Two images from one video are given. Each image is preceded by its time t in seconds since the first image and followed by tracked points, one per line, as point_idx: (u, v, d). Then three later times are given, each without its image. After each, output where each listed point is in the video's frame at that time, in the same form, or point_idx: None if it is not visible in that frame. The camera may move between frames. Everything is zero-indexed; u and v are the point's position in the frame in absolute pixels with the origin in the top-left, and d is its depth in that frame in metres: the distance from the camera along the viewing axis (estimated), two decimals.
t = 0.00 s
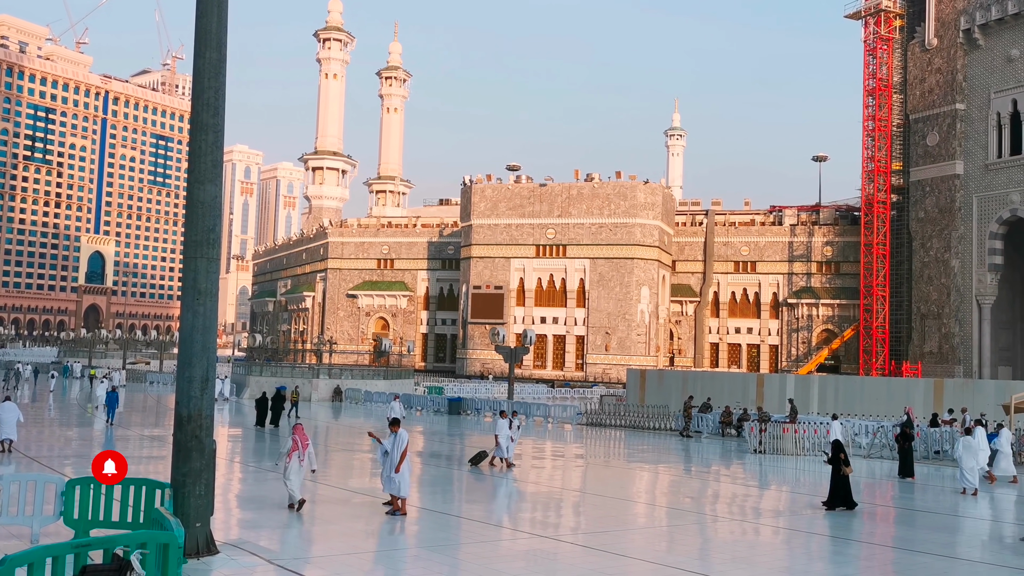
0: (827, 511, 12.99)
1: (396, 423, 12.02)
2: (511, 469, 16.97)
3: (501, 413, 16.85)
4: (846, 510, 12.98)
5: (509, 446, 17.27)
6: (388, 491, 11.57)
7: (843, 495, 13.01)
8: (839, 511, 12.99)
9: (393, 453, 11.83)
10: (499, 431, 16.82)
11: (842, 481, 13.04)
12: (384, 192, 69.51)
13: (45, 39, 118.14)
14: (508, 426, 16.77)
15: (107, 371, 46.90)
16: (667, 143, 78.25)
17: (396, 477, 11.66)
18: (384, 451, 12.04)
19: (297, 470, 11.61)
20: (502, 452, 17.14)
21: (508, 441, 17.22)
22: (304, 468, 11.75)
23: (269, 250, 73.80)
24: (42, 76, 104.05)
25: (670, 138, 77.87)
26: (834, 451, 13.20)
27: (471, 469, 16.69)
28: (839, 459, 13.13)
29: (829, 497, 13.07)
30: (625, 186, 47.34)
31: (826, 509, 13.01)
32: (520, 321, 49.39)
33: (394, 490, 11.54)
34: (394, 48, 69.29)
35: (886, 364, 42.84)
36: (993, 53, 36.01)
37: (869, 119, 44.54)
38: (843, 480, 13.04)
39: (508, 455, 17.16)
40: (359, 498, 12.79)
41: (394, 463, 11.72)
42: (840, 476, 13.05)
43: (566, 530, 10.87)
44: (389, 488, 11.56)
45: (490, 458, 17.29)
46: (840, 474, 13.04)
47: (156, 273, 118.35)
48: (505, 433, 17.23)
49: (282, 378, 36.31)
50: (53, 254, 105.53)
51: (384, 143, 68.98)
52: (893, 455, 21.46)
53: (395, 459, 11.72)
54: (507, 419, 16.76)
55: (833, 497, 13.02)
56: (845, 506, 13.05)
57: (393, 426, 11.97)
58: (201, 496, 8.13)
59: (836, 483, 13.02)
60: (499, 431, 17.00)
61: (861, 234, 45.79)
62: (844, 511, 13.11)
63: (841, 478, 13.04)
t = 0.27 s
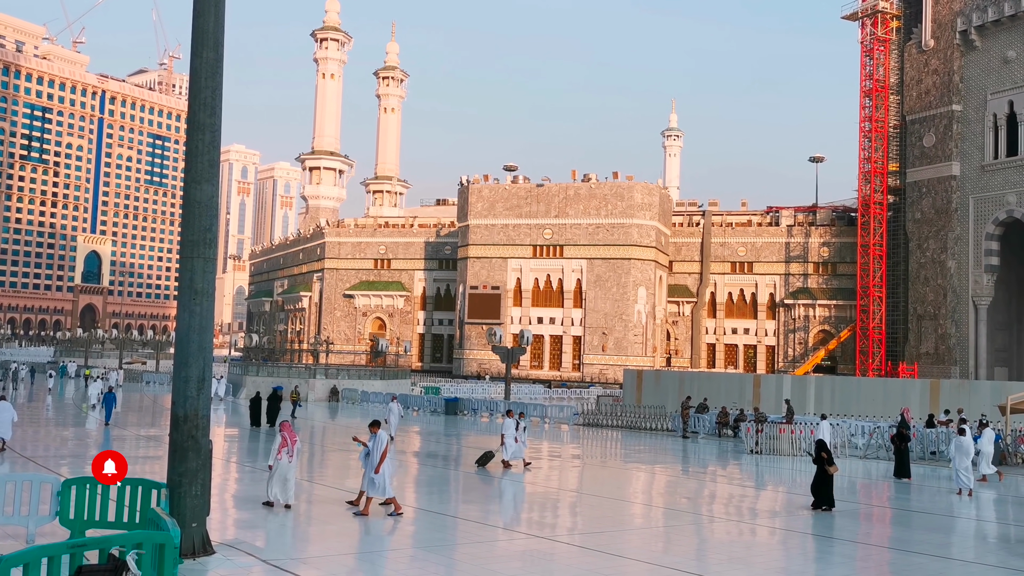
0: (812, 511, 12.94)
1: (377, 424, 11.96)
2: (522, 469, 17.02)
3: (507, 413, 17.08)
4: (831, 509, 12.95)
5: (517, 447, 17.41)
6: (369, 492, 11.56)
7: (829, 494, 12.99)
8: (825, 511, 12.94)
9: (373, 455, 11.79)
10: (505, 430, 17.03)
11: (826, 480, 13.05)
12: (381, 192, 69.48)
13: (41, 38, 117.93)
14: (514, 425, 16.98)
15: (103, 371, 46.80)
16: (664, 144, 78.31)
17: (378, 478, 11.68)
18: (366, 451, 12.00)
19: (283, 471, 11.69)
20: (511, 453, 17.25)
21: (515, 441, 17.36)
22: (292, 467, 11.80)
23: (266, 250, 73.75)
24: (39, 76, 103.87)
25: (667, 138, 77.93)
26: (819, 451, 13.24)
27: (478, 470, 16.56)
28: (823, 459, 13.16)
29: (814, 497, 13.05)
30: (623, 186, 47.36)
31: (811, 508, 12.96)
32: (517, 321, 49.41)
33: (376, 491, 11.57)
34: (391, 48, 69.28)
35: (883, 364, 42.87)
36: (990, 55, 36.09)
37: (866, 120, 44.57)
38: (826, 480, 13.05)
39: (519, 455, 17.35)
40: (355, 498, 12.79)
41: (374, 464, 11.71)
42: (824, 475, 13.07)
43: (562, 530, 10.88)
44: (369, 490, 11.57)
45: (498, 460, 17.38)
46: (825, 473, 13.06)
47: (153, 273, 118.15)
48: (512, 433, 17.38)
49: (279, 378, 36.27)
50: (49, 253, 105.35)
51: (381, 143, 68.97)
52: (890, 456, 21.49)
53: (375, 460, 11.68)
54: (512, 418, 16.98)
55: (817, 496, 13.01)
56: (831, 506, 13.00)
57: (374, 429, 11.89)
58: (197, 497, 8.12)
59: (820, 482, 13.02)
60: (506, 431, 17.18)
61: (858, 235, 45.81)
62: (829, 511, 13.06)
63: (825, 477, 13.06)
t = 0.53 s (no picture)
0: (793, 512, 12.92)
1: (356, 423, 11.99)
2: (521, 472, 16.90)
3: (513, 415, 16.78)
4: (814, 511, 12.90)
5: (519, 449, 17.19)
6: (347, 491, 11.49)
7: (810, 494, 12.96)
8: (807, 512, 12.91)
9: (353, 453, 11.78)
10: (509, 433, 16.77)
11: (807, 481, 13.02)
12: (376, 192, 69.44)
13: (36, 37, 117.57)
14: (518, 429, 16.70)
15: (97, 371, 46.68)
16: (659, 144, 78.37)
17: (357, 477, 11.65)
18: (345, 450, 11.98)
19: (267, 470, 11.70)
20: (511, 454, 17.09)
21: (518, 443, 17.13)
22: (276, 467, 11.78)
23: (261, 250, 73.64)
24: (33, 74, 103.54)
25: (662, 138, 77.99)
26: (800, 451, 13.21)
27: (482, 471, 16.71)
28: (803, 460, 13.13)
29: (796, 498, 13.01)
30: (618, 186, 47.39)
31: (792, 509, 12.93)
32: (512, 321, 49.41)
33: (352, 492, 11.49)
34: (387, 48, 69.23)
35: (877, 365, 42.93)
36: (984, 56, 36.20)
37: (860, 121, 44.63)
38: (808, 480, 13.02)
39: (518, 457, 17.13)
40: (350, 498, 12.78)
41: (353, 464, 11.67)
42: (805, 476, 13.05)
43: (557, 530, 10.90)
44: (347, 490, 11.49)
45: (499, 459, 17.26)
46: (806, 474, 13.03)
47: (147, 272, 117.91)
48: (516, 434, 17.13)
49: (274, 378, 36.23)
50: (44, 253, 105.10)
51: (376, 143, 68.93)
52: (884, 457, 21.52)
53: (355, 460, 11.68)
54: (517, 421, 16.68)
55: (799, 497, 12.98)
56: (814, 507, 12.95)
57: (352, 426, 11.92)
58: (191, 497, 8.11)
59: (802, 483, 13.00)
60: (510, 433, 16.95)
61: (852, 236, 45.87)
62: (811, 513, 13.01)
63: (806, 478, 13.03)
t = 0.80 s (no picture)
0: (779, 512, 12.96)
1: (336, 424, 11.69)
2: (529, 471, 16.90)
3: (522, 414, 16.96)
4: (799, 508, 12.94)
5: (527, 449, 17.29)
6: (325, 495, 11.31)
7: (794, 492, 12.98)
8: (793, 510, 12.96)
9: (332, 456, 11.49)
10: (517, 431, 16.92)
11: (792, 480, 13.06)
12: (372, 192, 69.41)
13: (30, 36, 117.33)
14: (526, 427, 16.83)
15: (92, 372, 46.62)
16: (655, 144, 78.41)
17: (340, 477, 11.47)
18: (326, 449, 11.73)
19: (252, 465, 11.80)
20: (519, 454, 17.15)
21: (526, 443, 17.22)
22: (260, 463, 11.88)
23: (256, 250, 73.58)
24: (28, 74, 103.32)
25: (658, 139, 78.04)
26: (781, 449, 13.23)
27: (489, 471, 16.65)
28: (785, 458, 13.15)
29: (781, 497, 13.05)
30: (614, 186, 47.40)
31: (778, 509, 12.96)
32: (508, 321, 49.39)
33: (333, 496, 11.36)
34: (382, 48, 69.21)
35: (872, 365, 42.99)
36: (979, 56, 36.29)
37: (856, 121, 44.69)
38: (792, 479, 13.05)
39: (526, 457, 17.18)
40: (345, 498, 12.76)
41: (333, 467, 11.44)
42: (788, 475, 13.07)
43: (553, 530, 10.89)
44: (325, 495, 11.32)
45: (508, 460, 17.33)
46: (789, 472, 13.07)
47: (143, 272, 117.69)
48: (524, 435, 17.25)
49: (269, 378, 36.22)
50: (38, 253, 104.84)
51: (372, 143, 68.90)
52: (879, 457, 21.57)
53: (334, 462, 11.43)
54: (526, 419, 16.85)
55: (785, 496, 13.00)
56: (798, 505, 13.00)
57: (332, 429, 11.62)
58: (186, 497, 8.09)
59: (786, 481, 13.03)
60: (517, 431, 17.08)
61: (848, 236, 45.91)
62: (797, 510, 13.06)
63: (790, 477, 13.06)
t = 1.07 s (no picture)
0: (755, 512, 12.94)
1: (318, 422, 12.04)
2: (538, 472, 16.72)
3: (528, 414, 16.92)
4: (778, 511, 12.92)
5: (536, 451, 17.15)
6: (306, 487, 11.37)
7: (773, 495, 12.93)
8: (770, 512, 12.92)
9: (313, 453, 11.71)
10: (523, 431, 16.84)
11: (774, 481, 12.97)
12: (369, 192, 69.36)
13: (26, 36, 117.04)
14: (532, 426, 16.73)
15: (88, 372, 46.55)
16: (652, 144, 78.43)
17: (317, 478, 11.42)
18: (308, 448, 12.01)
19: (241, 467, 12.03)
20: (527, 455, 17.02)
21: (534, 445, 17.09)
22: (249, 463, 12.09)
23: (253, 250, 73.52)
24: (24, 74, 103.03)
25: (655, 138, 78.05)
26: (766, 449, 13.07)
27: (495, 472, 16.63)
28: (770, 460, 12.98)
29: (761, 497, 12.99)
30: (611, 186, 47.40)
31: (755, 510, 12.94)
32: (505, 321, 49.39)
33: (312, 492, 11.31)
34: (379, 48, 69.16)
35: (869, 364, 43.03)
36: (975, 56, 36.35)
37: (852, 121, 44.73)
38: (774, 480, 12.97)
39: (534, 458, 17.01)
40: (342, 499, 12.73)
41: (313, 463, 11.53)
42: (771, 476, 12.99)
43: (550, 530, 10.88)
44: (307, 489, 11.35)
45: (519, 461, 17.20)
46: (772, 474, 12.96)
47: (139, 272, 117.50)
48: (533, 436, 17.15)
49: (266, 378, 36.20)
50: (35, 253, 104.63)
51: (369, 142, 68.84)
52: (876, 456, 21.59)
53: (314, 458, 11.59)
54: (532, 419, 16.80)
55: (767, 497, 12.95)
56: (776, 507, 12.97)
57: (313, 426, 11.96)
58: (183, 497, 8.08)
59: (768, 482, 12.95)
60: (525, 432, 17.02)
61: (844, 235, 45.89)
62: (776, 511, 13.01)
63: (773, 478, 12.96)
